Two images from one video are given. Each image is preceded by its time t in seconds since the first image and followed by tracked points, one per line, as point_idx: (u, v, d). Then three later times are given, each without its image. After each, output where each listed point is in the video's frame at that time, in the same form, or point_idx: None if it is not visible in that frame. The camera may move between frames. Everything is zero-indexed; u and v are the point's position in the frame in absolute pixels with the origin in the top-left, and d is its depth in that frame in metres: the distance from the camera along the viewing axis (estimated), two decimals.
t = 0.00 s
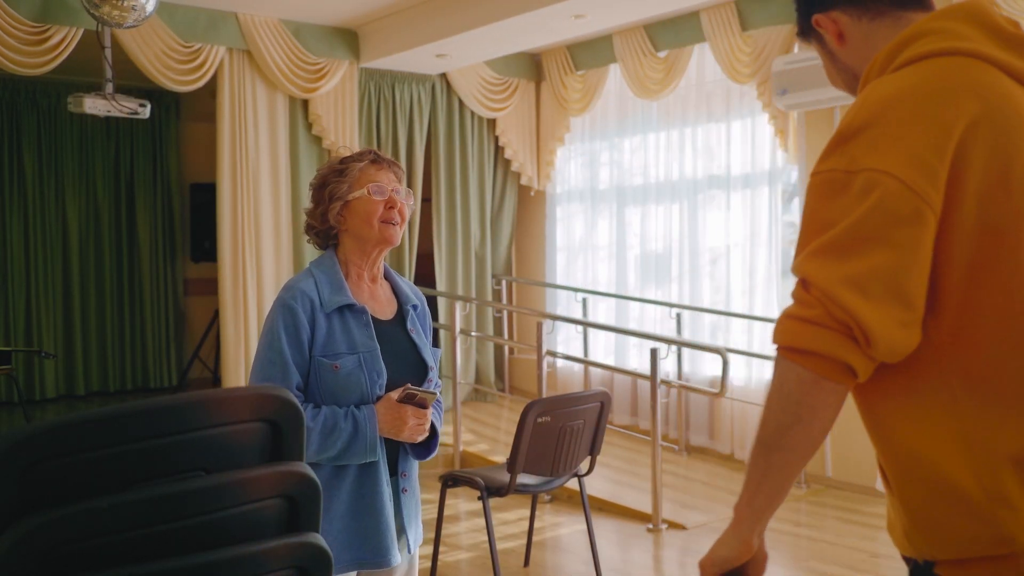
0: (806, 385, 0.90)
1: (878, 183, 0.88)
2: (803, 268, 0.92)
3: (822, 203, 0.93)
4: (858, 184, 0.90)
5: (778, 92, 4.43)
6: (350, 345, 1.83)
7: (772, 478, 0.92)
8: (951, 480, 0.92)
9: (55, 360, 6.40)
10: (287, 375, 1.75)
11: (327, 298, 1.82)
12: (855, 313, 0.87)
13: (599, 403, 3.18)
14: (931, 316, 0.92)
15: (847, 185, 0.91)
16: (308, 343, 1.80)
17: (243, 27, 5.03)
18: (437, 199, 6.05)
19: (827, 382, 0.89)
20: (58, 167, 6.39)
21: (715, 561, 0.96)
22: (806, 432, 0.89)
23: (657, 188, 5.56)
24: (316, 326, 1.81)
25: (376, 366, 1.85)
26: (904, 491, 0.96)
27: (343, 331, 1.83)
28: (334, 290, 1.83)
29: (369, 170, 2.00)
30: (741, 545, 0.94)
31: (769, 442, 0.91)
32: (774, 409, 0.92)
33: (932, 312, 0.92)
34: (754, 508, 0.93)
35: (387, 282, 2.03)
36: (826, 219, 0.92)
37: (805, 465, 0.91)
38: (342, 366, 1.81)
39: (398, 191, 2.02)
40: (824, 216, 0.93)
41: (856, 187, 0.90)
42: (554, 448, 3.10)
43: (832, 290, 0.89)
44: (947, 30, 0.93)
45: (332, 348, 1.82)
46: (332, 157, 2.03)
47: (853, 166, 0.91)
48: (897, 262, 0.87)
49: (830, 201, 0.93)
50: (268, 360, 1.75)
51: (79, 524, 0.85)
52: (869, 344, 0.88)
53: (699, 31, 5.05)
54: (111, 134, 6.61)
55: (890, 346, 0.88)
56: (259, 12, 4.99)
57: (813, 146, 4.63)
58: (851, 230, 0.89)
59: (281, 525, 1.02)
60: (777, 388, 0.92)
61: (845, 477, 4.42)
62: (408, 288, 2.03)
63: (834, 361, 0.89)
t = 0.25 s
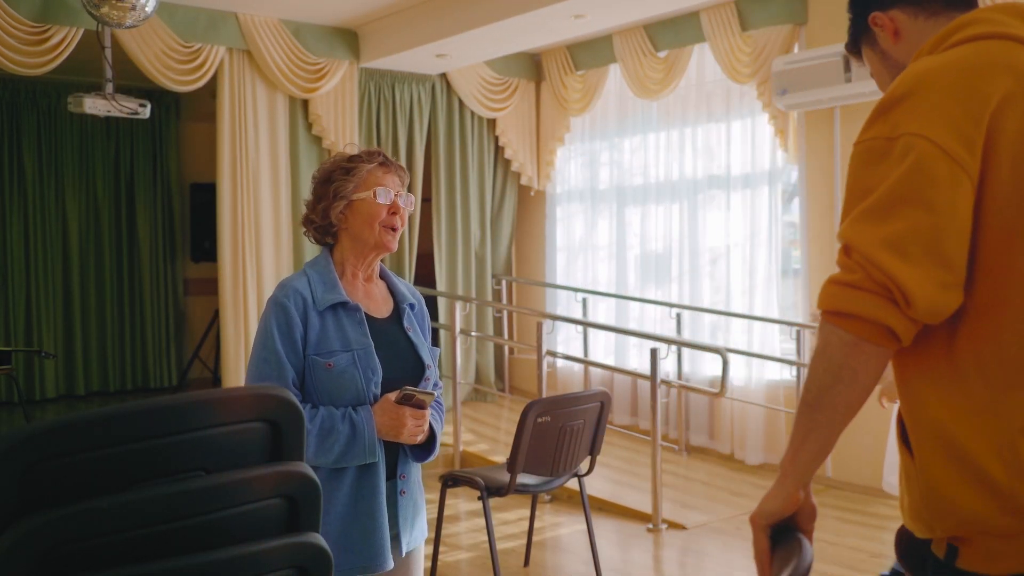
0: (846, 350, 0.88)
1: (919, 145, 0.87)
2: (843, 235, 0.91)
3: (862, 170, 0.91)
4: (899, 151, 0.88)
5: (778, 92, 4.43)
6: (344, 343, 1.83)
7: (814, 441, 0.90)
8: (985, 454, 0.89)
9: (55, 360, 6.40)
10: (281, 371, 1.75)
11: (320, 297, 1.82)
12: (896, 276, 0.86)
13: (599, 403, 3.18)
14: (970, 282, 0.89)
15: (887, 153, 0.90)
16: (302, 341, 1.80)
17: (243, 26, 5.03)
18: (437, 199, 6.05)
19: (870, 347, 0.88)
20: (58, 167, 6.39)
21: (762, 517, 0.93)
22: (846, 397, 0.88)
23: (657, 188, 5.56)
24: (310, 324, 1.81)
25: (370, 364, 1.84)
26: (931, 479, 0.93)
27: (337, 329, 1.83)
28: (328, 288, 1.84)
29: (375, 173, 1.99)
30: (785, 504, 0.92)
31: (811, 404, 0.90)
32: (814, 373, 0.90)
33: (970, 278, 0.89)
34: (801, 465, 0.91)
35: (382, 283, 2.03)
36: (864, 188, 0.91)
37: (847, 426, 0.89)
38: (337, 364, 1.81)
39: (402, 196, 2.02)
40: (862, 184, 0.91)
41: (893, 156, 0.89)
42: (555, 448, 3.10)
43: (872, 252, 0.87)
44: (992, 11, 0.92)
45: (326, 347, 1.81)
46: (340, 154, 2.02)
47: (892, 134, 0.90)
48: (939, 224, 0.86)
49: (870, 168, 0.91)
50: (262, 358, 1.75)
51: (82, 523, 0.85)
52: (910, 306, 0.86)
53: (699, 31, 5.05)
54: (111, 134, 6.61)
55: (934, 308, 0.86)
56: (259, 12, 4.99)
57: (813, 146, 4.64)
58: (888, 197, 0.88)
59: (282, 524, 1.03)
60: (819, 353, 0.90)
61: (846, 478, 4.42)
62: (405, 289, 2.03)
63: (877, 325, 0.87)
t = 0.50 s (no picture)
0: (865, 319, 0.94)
1: (932, 120, 0.91)
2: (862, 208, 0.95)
3: (879, 149, 0.96)
4: (912, 128, 0.93)
5: (778, 92, 4.42)
6: (376, 347, 1.77)
7: (842, 404, 0.97)
8: (997, 423, 0.90)
9: (54, 360, 6.40)
10: (314, 376, 1.70)
11: (352, 301, 1.76)
12: (914, 245, 0.90)
13: (599, 403, 3.18)
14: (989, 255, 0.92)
15: (901, 130, 0.94)
16: (334, 345, 1.74)
17: (243, 26, 5.03)
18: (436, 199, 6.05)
19: (889, 320, 0.93)
20: (59, 167, 6.39)
21: (800, 475, 1.01)
22: (869, 364, 0.94)
23: (657, 188, 5.56)
24: (342, 327, 1.74)
25: (403, 369, 1.78)
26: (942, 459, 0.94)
27: (369, 333, 1.77)
28: (360, 294, 1.78)
29: (403, 183, 1.92)
30: (819, 461, 1.00)
31: (836, 372, 0.97)
32: (840, 345, 0.96)
33: (987, 252, 0.92)
34: (828, 428, 0.98)
35: (412, 293, 1.97)
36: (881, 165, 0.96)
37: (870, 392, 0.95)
38: (369, 367, 1.75)
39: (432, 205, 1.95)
40: (880, 163, 0.96)
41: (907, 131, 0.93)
42: (555, 447, 3.10)
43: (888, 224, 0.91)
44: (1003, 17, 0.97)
45: (358, 350, 1.75)
46: (364, 166, 1.95)
47: (906, 112, 0.94)
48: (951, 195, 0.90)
49: (888, 145, 0.96)
50: (294, 361, 1.70)
51: (81, 523, 0.85)
52: (930, 273, 0.90)
53: (699, 31, 5.05)
54: (111, 134, 6.60)
55: (953, 275, 0.89)
56: (259, 12, 4.99)
57: (813, 146, 4.63)
58: (903, 170, 0.92)
59: (281, 525, 1.03)
60: (845, 325, 0.96)
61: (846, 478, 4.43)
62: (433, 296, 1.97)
63: (896, 297, 0.92)
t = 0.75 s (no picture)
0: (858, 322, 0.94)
1: (918, 120, 0.92)
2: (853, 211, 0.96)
3: (868, 152, 0.97)
4: (897, 130, 0.93)
5: (778, 92, 4.42)
6: (436, 352, 1.74)
7: (846, 401, 0.97)
8: (996, 422, 0.90)
9: (54, 360, 6.40)
10: (375, 379, 1.67)
11: (414, 305, 1.73)
12: (903, 245, 0.90)
13: (600, 402, 3.17)
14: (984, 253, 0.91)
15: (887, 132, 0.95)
16: (395, 348, 1.71)
17: (243, 26, 5.03)
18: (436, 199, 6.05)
19: (885, 321, 0.93)
20: (59, 167, 6.39)
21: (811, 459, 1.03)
22: (867, 365, 0.95)
23: (657, 188, 5.56)
24: (403, 331, 1.71)
25: (461, 375, 1.75)
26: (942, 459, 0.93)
27: (429, 338, 1.73)
28: (421, 297, 1.74)
29: (451, 181, 1.86)
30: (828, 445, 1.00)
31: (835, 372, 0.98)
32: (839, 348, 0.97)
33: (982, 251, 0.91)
34: (837, 420, 0.98)
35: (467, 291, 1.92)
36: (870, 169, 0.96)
37: (871, 390, 0.96)
38: (429, 372, 1.72)
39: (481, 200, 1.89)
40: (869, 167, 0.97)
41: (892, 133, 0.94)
42: (555, 448, 3.10)
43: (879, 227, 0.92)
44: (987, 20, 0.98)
45: (418, 354, 1.73)
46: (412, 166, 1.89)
47: (892, 114, 0.95)
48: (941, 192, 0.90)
49: (876, 148, 0.96)
50: (355, 364, 1.67)
51: (82, 522, 0.85)
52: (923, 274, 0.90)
53: (699, 31, 5.05)
54: (111, 134, 6.61)
55: (946, 275, 0.89)
56: (259, 12, 4.99)
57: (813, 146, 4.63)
58: (891, 171, 0.92)
59: (281, 525, 1.03)
60: (843, 329, 0.97)
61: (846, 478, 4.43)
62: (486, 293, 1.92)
63: (891, 300, 0.92)
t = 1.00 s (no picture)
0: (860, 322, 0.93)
1: (917, 121, 0.91)
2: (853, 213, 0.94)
3: (864, 150, 0.96)
4: (898, 128, 0.92)
5: (778, 92, 4.42)
6: (457, 346, 1.72)
7: (835, 397, 0.96)
8: (1000, 427, 0.90)
9: (54, 360, 6.39)
10: (396, 374, 1.66)
11: (437, 300, 1.71)
12: (912, 242, 0.89)
13: (600, 403, 3.18)
14: (984, 256, 0.92)
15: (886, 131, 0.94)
16: (417, 341, 1.69)
17: (243, 26, 5.03)
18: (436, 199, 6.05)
19: (890, 321, 0.92)
20: (59, 167, 6.39)
21: (778, 452, 1.03)
22: (865, 365, 0.93)
23: (657, 188, 5.56)
24: (426, 326, 1.70)
25: (482, 370, 1.72)
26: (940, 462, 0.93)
27: (450, 332, 1.72)
28: (444, 291, 1.72)
29: (472, 175, 1.84)
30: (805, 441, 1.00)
31: (831, 370, 0.96)
32: (836, 347, 0.95)
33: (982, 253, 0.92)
34: (821, 413, 0.98)
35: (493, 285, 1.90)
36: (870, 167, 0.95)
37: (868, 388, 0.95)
38: (450, 366, 1.71)
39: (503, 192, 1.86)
40: (867, 164, 0.96)
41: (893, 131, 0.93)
42: (556, 449, 3.10)
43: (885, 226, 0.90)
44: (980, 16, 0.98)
45: (440, 348, 1.71)
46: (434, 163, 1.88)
47: (891, 112, 0.94)
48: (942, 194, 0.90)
49: (874, 146, 0.96)
50: (377, 358, 1.66)
51: (82, 522, 0.85)
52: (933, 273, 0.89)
53: (698, 31, 5.04)
54: (111, 134, 6.61)
55: (955, 273, 0.89)
56: (259, 12, 4.99)
57: (813, 146, 4.63)
58: (893, 169, 0.92)
59: (281, 525, 1.03)
60: (842, 326, 0.95)
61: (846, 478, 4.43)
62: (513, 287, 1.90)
63: (896, 299, 0.91)
